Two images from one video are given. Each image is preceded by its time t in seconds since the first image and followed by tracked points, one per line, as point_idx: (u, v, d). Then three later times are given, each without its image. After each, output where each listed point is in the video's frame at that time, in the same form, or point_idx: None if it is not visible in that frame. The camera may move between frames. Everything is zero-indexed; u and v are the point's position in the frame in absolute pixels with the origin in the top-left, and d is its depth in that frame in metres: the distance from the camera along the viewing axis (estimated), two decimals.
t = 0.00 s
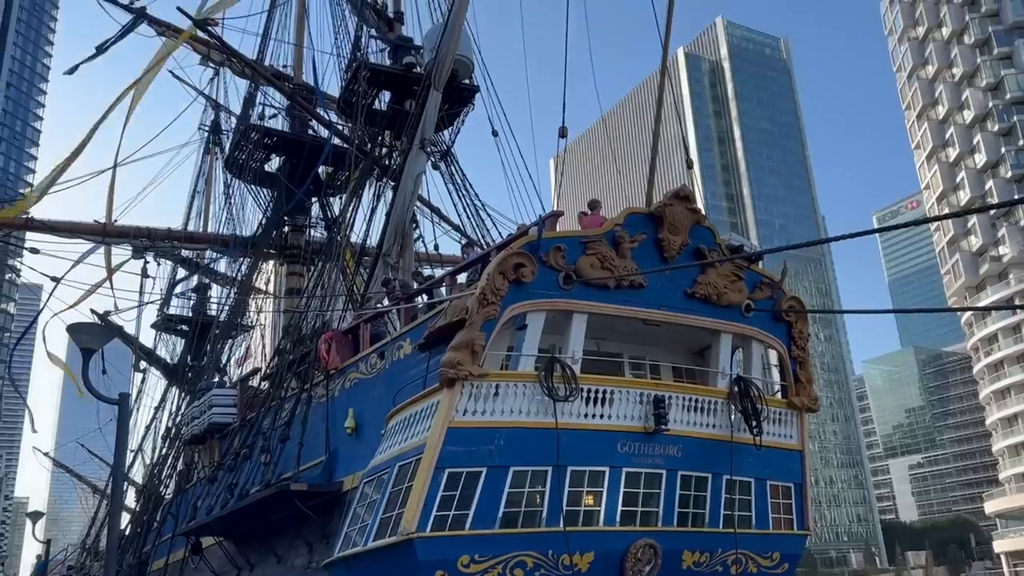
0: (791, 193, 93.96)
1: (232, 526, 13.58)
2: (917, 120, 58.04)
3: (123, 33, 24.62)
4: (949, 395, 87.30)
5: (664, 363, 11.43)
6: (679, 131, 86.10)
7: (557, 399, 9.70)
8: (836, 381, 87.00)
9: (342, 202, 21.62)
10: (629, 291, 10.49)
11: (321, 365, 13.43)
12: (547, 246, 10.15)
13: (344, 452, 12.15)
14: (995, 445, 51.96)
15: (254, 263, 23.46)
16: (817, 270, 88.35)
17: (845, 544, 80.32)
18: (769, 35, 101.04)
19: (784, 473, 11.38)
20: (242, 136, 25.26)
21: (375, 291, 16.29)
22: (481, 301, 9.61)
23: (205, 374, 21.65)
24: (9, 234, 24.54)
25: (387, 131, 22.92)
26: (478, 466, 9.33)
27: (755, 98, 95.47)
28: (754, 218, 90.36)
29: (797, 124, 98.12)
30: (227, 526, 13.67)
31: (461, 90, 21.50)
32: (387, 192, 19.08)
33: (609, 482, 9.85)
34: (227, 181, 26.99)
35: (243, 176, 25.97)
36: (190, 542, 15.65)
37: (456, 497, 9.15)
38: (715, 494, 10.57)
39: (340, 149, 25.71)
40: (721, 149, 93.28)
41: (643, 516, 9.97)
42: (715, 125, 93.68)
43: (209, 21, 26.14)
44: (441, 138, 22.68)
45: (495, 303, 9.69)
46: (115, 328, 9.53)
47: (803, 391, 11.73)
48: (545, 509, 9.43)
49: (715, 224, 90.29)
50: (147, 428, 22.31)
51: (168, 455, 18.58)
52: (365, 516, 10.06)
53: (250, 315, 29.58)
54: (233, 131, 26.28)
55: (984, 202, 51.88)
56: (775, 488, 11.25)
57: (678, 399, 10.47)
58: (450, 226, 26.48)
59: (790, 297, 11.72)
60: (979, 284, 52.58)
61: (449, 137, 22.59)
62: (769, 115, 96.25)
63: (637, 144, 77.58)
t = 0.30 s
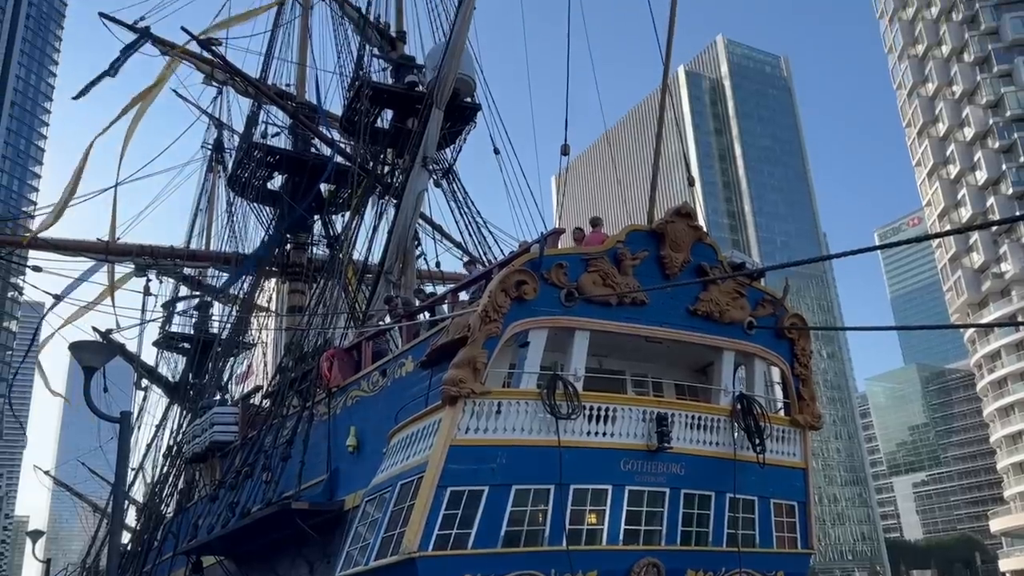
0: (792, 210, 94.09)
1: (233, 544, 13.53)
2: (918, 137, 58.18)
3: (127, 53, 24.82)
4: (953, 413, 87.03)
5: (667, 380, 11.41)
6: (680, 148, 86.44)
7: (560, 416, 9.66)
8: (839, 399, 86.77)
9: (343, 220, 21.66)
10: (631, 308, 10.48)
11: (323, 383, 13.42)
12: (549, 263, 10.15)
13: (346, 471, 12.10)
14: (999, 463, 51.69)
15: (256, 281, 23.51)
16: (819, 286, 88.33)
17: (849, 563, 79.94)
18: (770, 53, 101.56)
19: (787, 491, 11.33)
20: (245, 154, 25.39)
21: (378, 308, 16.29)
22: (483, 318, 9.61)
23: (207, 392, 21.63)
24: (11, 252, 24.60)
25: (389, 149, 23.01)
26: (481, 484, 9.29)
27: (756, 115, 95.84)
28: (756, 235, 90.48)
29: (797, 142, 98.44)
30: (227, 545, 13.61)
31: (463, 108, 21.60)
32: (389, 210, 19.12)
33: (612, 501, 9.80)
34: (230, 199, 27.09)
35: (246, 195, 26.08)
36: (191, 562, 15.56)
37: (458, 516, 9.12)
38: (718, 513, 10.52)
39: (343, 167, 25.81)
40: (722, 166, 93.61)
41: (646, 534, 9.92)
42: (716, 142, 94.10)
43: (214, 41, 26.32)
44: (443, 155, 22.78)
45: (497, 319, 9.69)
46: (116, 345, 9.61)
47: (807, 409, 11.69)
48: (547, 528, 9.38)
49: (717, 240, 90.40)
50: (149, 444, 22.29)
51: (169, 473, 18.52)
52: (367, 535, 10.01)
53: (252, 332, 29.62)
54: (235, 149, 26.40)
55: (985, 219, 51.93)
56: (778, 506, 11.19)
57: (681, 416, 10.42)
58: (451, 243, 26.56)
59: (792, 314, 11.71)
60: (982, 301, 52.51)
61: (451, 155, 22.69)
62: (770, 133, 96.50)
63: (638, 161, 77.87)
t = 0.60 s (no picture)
0: (793, 225, 94.12)
1: (234, 561, 13.45)
2: (919, 152, 58.27)
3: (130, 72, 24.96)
4: (957, 428, 86.69)
5: (669, 395, 11.36)
6: (681, 163, 86.73)
7: (562, 432, 9.63)
8: (842, 414, 86.48)
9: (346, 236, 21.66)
10: (633, 323, 10.47)
11: (325, 398, 13.39)
12: (551, 278, 10.15)
13: (348, 487, 12.05)
14: (1004, 478, 51.36)
15: (258, 297, 23.50)
16: (822, 301, 88.24)
17: None
18: (770, 69, 101.99)
19: (791, 507, 11.27)
20: (248, 170, 25.49)
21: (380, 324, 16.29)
22: (486, 334, 9.61)
23: (209, 408, 21.60)
24: (13, 269, 24.67)
25: (391, 165, 23.04)
26: (483, 501, 9.24)
27: (757, 131, 96.09)
28: (758, 250, 90.46)
29: (798, 157, 98.69)
30: (229, 562, 13.53)
31: (465, 124, 21.67)
32: (391, 225, 19.15)
33: (615, 517, 9.75)
34: (232, 215, 27.16)
35: (249, 211, 26.14)
36: None
37: (461, 532, 9.09)
38: (722, 530, 10.45)
39: (345, 183, 25.86)
40: (724, 182, 93.86)
41: (650, 551, 9.85)
42: (717, 158, 94.41)
43: (217, 58, 26.47)
44: (445, 171, 22.83)
45: (499, 335, 9.69)
46: (118, 363, 9.63)
47: (810, 424, 11.64)
48: (550, 545, 9.33)
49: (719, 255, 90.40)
50: (150, 462, 22.21)
51: (171, 490, 18.45)
52: (369, 552, 9.96)
53: (254, 349, 29.58)
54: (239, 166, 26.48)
55: (988, 234, 51.92)
56: (782, 523, 11.12)
57: (684, 432, 10.39)
58: (453, 258, 26.56)
59: (795, 329, 11.67)
60: (985, 316, 52.38)
61: (453, 170, 22.75)
62: (772, 148, 96.68)
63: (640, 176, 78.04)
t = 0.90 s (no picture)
0: (796, 242, 94.07)
1: None
2: (921, 169, 58.31)
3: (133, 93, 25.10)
4: (963, 445, 86.14)
5: (673, 413, 11.31)
6: (683, 181, 86.99)
7: (566, 450, 9.59)
8: (847, 431, 86.12)
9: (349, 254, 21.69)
10: (636, 340, 10.45)
11: (327, 418, 13.36)
12: (554, 295, 10.14)
13: (351, 506, 11.99)
14: (1011, 496, 50.96)
15: (262, 316, 23.50)
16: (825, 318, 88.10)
17: None
18: (771, 87, 102.39)
19: (797, 526, 11.19)
20: (251, 190, 25.60)
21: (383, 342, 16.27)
22: (488, 352, 9.61)
23: (211, 427, 21.59)
24: (17, 288, 24.74)
25: (394, 184, 23.10)
26: (487, 521, 9.19)
27: (758, 149, 96.29)
28: (760, 268, 90.34)
29: (800, 174, 98.89)
30: None
31: (467, 143, 21.74)
32: (394, 244, 19.20)
33: (619, 536, 9.67)
34: (235, 234, 27.24)
35: (252, 230, 26.20)
36: None
37: (464, 552, 9.06)
38: (727, 549, 10.38)
39: (348, 202, 25.93)
40: (726, 199, 94.07)
41: (654, 570, 9.78)
42: (719, 176, 94.71)
43: (221, 78, 26.70)
44: (448, 189, 22.89)
45: (502, 353, 9.67)
46: (121, 382, 9.68)
47: (815, 442, 11.58)
48: (555, 564, 9.28)
49: (722, 272, 90.29)
50: (151, 482, 22.15)
51: (173, 510, 18.39)
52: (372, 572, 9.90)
53: (257, 367, 29.59)
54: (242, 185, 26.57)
55: (990, 251, 51.87)
56: (788, 541, 11.04)
57: (688, 450, 10.34)
58: (456, 276, 26.57)
59: (799, 346, 11.64)
60: (989, 332, 52.24)
61: (455, 189, 22.81)
62: (774, 166, 96.90)
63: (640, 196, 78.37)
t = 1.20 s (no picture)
0: (798, 257, 94.07)
1: None
2: (923, 184, 58.33)
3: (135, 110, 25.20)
4: (968, 461, 85.74)
5: (677, 429, 11.28)
6: (685, 197, 87.25)
7: (569, 467, 9.55)
8: (851, 447, 85.76)
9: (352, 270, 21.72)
10: (638, 356, 10.43)
11: (330, 434, 13.32)
12: (556, 311, 10.14)
13: (353, 523, 11.95)
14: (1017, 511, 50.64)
15: (265, 333, 23.51)
16: (829, 333, 87.96)
17: None
18: (772, 103, 102.73)
19: (802, 542, 11.12)
20: (254, 206, 25.70)
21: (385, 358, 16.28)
22: (491, 367, 9.59)
23: (214, 444, 21.58)
24: (20, 305, 24.78)
25: (397, 200, 23.14)
26: (489, 538, 9.15)
27: (760, 164, 96.49)
28: (763, 283, 90.30)
29: (802, 189, 99.02)
30: None
31: (470, 160, 21.82)
32: (396, 259, 19.23)
33: (623, 553, 9.62)
34: (238, 250, 27.30)
35: (255, 246, 26.25)
36: None
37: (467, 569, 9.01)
38: (732, 566, 10.31)
39: (351, 218, 25.99)
40: (728, 214, 94.25)
41: None
42: (721, 191, 94.98)
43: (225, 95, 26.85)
44: (451, 206, 22.94)
45: (505, 368, 9.65)
46: (123, 398, 9.82)
47: (819, 458, 11.54)
48: None
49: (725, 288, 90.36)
50: (154, 499, 22.11)
51: (174, 527, 18.33)
52: None
53: (260, 384, 29.60)
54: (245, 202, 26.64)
55: (993, 265, 51.80)
56: (792, 558, 10.97)
57: (692, 466, 10.29)
58: (459, 292, 26.55)
59: (802, 361, 11.62)
60: (993, 347, 52.10)
61: (458, 205, 22.86)
62: (776, 181, 97.08)
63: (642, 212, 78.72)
